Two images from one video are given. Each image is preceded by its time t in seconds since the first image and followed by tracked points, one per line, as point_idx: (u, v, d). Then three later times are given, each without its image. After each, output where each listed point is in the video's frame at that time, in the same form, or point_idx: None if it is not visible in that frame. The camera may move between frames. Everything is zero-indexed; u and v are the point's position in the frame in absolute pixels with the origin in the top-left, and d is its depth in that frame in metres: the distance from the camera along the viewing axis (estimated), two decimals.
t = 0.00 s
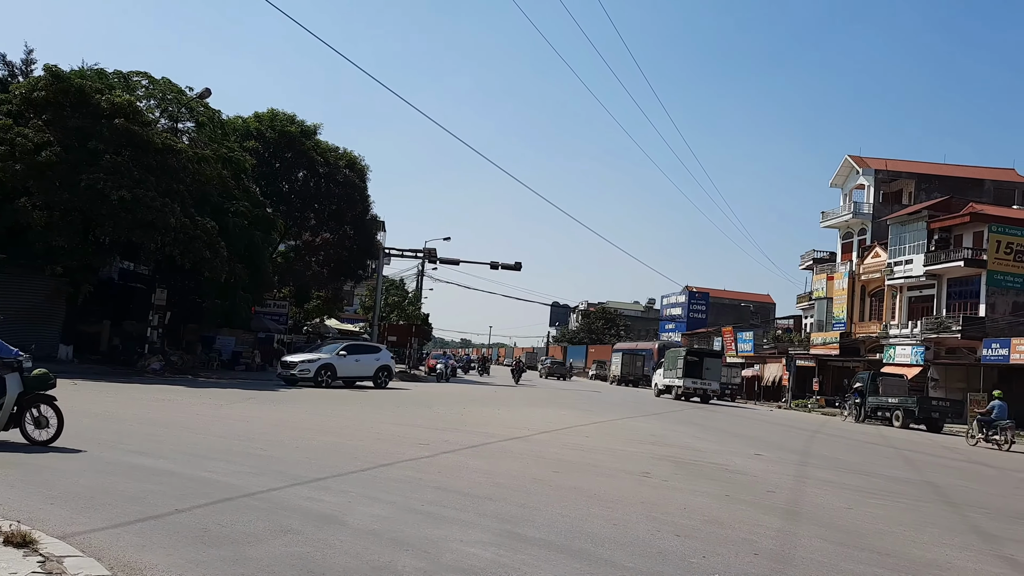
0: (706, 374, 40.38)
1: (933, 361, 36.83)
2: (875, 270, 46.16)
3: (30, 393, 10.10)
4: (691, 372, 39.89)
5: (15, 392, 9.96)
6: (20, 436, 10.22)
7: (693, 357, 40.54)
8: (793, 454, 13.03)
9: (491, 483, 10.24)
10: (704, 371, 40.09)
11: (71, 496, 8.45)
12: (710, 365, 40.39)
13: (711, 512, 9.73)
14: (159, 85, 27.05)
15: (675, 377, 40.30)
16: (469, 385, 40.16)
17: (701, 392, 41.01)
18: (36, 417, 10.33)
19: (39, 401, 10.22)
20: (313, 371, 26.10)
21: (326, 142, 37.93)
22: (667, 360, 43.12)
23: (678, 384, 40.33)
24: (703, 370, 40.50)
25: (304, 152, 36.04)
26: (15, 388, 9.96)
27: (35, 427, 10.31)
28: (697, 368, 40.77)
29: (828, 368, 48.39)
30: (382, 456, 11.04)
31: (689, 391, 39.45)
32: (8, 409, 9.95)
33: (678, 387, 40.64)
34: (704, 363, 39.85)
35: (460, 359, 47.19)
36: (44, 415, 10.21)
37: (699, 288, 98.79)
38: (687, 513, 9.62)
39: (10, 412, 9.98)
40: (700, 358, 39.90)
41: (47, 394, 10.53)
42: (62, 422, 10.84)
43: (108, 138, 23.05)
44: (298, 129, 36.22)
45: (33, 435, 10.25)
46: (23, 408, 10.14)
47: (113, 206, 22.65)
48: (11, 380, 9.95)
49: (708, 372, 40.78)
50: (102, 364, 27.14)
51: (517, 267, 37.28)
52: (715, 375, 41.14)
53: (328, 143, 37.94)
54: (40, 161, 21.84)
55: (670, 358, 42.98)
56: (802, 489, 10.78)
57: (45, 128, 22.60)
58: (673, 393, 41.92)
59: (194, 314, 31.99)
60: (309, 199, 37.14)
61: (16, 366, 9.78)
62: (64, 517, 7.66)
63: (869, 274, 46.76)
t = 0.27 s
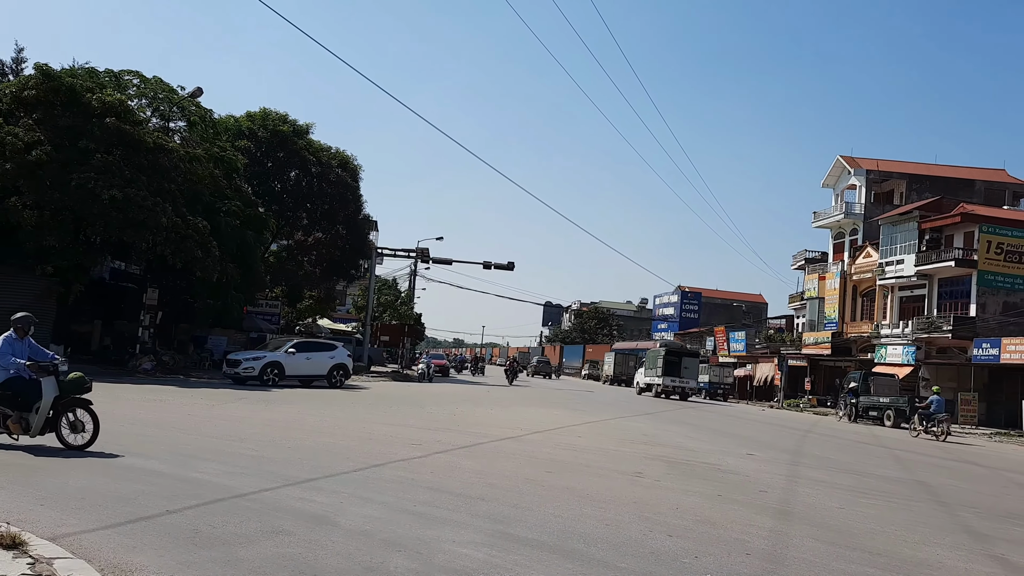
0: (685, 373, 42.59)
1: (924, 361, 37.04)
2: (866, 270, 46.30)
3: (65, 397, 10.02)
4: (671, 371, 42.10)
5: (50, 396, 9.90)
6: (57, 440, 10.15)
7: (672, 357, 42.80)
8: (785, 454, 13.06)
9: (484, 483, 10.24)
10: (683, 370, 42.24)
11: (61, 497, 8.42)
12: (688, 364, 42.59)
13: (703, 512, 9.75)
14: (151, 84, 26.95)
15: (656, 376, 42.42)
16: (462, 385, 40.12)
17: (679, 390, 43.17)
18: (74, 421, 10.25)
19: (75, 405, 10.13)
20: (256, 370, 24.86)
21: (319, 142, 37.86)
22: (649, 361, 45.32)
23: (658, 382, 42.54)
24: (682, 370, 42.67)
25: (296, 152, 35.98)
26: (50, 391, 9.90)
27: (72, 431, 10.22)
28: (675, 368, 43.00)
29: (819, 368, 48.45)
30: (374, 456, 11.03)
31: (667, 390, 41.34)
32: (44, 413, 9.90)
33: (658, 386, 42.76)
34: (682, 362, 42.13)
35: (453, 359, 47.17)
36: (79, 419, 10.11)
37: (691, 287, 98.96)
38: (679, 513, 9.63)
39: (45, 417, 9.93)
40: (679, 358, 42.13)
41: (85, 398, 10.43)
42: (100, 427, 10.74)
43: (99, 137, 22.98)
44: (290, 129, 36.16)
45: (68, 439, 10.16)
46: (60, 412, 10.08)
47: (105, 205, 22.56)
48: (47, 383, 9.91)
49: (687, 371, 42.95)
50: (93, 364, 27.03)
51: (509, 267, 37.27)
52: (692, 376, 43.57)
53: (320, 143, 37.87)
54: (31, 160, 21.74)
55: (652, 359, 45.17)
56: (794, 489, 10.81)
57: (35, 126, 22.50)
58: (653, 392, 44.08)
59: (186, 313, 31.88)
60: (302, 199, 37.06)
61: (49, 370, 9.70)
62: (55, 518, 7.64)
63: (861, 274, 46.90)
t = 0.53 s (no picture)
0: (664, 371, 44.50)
1: (915, 361, 37.12)
2: (857, 270, 46.44)
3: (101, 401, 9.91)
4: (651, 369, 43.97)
5: (86, 399, 9.79)
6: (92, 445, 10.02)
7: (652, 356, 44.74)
8: (776, 453, 13.10)
9: (476, 483, 10.23)
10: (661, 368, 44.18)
11: (51, 498, 8.40)
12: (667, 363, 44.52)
13: (694, 512, 9.76)
14: (142, 83, 26.84)
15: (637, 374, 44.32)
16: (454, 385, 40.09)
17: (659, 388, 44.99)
18: (109, 427, 10.12)
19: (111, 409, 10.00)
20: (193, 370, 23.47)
21: (311, 141, 37.77)
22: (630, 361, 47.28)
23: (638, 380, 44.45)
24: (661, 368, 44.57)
25: (288, 151, 35.89)
26: (86, 394, 9.79)
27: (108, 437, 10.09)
28: (655, 366, 45.40)
29: (809, 367, 48.67)
30: (367, 457, 11.02)
31: (647, 387, 43.67)
32: (78, 418, 9.81)
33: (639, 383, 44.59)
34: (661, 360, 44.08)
35: (445, 358, 47.15)
36: (113, 423, 10.01)
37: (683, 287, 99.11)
38: (671, 513, 9.65)
39: (80, 420, 9.82)
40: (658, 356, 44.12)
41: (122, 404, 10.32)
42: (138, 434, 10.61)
43: (89, 136, 22.89)
44: (282, 128, 36.08)
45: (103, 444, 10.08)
46: (95, 416, 9.95)
47: (96, 205, 22.47)
48: (83, 387, 9.80)
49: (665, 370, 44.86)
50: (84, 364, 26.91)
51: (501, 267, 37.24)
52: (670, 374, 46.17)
53: (312, 142, 37.78)
54: (21, 159, 21.64)
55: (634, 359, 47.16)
56: (785, 489, 10.84)
57: (25, 125, 22.39)
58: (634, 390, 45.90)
59: (178, 313, 31.76)
60: (294, 198, 36.97)
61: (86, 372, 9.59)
62: (45, 520, 7.60)
63: (852, 274, 47.02)
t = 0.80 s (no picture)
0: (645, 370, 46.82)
1: (907, 360, 37.19)
2: (849, 270, 46.59)
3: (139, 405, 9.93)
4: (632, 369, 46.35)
5: (126, 403, 9.80)
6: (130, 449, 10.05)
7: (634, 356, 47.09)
8: (769, 452, 13.14)
9: (469, 483, 10.23)
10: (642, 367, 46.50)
11: (42, 500, 8.35)
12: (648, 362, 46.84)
13: (687, 512, 9.78)
14: (133, 83, 26.74)
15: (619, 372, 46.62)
16: (447, 385, 40.06)
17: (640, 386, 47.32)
18: (146, 431, 10.14)
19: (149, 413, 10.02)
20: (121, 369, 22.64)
21: (303, 141, 37.70)
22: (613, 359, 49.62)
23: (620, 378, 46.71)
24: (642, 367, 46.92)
25: (281, 151, 35.81)
26: (126, 398, 9.81)
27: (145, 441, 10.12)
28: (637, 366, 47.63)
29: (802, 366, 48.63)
30: (360, 458, 11.00)
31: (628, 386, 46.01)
32: (117, 422, 9.85)
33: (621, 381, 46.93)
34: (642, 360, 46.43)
35: (438, 358, 47.14)
36: (151, 428, 10.01)
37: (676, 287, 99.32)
38: (663, 513, 9.66)
39: (118, 424, 9.86)
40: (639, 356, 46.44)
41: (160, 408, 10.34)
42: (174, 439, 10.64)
43: (80, 136, 22.81)
44: (274, 128, 36.00)
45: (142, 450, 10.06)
46: (133, 420, 9.98)
47: (87, 205, 22.38)
48: (122, 391, 9.80)
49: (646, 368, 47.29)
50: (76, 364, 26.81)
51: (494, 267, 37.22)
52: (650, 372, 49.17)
53: (305, 142, 37.71)
54: (11, 159, 21.55)
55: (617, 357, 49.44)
56: (778, 488, 10.87)
57: (16, 126, 22.30)
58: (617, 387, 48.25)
59: (170, 314, 31.64)
60: (286, 199, 36.89)
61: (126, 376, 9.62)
62: (35, 522, 7.57)
63: (844, 273, 47.15)
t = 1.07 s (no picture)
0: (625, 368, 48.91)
1: (896, 360, 37.35)
2: (839, 270, 46.82)
3: (182, 409, 10.00)
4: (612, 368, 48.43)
5: (169, 407, 9.87)
6: (172, 454, 10.11)
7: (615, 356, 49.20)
8: (759, 452, 13.24)
9: (462, 483, 10.29)
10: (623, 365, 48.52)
11: (35, 501, 8.38)
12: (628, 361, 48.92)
13: (678, 511, 9.85)
14: (126, 84, 26.71)
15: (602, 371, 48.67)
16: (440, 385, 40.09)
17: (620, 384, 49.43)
18: (188, 435, 10.20)
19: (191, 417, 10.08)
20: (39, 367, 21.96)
21: (296, 142, 37.72)
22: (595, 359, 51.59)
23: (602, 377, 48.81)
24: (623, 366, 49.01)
25: (274, 152, 35.79)
26: (169, 402, 9.88)
27: (187, 445, 10.17)
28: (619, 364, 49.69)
29: (792, 365, 48.76)
30: (353, 458, 11.05)
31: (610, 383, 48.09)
32: (159, 427, 9.89)
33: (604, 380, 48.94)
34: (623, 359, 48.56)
35: (431, 359, 47.17)
36: (194, 433, 9.98)
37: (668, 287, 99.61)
38: (655, 512, 9.74)
39: (161, 428, 9.92)
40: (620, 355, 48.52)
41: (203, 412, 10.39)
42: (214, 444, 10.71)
43: (73, 137, 22.79)
44: (267, 129, 36.01)
45: (183, 454, 10.10)
46: (176, 425, 10.05)
47: (79, 206, 22.35)
48: (166, 395, 9.88)
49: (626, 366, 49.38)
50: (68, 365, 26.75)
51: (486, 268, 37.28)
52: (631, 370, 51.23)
53: (297, 143, 37.72)
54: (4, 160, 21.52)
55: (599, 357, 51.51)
56: (768, 487, 10.97)
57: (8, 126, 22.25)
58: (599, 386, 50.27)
59: (162, 315, 31.57)
60: (279, 199, 36.88)
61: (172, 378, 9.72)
62: (28, 523, 7.59)
63: (834, 273, 47.35)
